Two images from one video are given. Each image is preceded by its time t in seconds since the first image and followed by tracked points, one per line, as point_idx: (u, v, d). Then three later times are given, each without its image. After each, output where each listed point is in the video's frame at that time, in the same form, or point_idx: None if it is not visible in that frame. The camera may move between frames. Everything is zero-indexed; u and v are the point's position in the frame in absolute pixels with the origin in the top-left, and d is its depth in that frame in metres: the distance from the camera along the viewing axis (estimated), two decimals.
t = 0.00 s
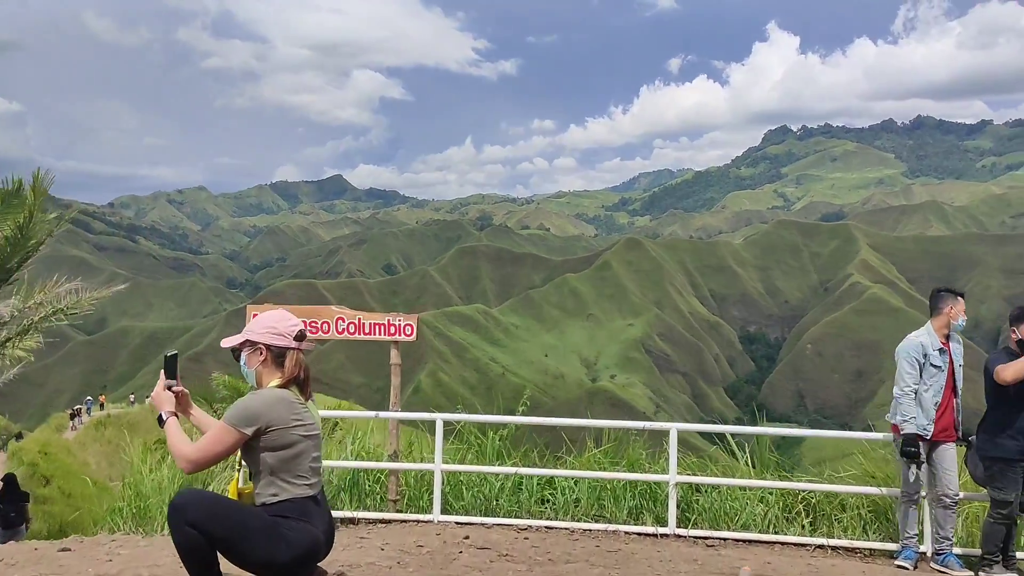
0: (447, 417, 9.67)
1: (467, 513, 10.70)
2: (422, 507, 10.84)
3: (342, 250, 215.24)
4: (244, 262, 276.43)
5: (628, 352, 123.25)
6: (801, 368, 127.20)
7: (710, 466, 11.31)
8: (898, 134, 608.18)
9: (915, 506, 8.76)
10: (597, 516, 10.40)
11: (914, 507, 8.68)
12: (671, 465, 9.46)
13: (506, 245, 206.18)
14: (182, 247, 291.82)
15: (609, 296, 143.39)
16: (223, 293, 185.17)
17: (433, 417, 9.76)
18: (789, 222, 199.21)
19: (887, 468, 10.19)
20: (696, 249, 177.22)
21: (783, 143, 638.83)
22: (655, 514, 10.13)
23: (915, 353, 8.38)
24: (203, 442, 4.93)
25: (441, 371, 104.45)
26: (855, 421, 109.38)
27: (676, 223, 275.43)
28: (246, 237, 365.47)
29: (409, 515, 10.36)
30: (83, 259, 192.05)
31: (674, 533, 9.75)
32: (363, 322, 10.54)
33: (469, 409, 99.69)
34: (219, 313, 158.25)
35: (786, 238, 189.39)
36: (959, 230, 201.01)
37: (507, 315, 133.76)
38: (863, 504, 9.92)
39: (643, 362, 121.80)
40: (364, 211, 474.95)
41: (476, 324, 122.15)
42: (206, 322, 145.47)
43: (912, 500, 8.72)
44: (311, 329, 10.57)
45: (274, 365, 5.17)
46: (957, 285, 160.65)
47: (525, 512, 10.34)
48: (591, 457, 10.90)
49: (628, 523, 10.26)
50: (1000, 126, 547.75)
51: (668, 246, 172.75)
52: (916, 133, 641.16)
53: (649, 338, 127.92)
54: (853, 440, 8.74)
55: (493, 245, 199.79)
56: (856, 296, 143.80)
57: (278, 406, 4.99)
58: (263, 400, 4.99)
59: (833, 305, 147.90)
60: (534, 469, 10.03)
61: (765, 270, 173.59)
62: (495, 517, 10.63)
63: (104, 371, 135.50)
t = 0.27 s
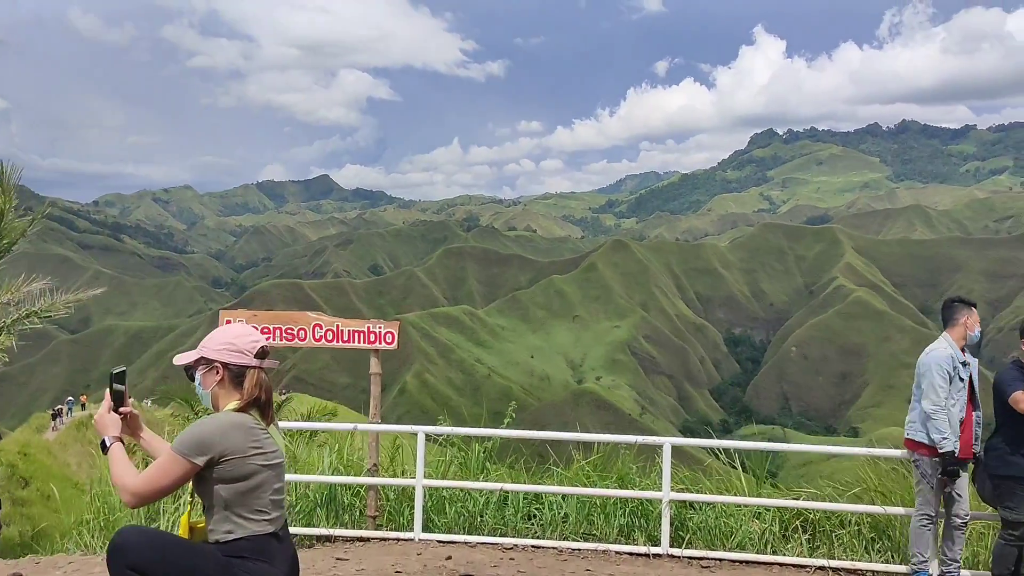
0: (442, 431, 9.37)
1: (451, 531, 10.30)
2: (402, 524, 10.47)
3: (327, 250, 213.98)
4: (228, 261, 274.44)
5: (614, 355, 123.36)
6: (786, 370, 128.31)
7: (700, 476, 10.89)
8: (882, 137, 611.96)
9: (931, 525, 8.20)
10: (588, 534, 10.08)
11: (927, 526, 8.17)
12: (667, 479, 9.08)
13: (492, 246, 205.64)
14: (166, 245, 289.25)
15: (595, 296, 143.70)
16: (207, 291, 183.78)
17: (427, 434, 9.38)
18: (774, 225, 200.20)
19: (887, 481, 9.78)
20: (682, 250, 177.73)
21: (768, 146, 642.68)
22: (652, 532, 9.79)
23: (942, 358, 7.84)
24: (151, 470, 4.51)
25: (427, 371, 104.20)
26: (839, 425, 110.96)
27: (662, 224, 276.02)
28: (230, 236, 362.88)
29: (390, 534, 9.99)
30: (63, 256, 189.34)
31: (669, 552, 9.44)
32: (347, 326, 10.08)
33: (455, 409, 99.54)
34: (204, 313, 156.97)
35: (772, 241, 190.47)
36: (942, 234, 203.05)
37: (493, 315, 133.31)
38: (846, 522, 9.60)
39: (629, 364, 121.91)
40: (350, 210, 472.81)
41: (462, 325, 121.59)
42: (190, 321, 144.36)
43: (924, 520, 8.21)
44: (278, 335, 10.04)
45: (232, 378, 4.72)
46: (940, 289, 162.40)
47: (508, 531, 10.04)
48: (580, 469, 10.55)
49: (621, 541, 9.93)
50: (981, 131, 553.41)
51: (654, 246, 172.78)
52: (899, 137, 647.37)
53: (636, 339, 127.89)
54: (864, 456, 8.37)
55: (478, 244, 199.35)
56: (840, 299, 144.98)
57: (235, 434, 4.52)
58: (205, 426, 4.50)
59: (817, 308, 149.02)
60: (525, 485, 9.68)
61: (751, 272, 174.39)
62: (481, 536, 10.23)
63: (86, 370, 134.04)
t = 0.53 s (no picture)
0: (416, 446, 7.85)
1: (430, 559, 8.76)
2: (380, 548, 8.91)
3: (311, 252, 212.55)
4: (212, 263, 272.43)
5: (599, 357, 123.00)
6: (771, 373, 129.11)
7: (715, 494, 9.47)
8: (866, 140, 617.07)
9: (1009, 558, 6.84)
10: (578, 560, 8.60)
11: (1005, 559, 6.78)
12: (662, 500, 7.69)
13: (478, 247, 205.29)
14: (149, 247, 286.88)
15: (581, 298, 143.57)
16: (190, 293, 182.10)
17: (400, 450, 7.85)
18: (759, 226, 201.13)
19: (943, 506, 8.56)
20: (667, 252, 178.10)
21: (753, 149, 647.57)
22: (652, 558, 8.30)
23: (980, 380, 6.56)
24: (72, 533, 3.57)
25: (411, 374, 103.65)
26: (822, 426, 111.82)
27: (648, 226, 276.96)
28: (214, 237, 360.28)
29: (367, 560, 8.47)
30: (42, 258, 186.86)
31: None
32: (326, 338, 8.86)
33: (441, 412, 99.16)
34: (186, 315, 155.48)
35: (757, 243, 191.30)
36: (925, 236, 204.80)
37: (478, 317, 132.66)
38: (865, 543, 8.19)
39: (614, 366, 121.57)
40: (335, 211, 470.97)
41: (448, 327, 120.81)
42: (173, 323, 142.95)
43: (954, 562, 6.73)
44: (249, 347, 8.91)
45: (168, 418, 3.89)
46: (922, 291, 163.76)
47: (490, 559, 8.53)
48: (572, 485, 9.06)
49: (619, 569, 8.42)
50: (963, 134, 560.23)
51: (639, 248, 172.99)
52: (882, 140, 654.86)
53: (621, 341, 127.81)
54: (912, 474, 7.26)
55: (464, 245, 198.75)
56: (824, 300, 145.70)
57: (171, 473, 3.73)
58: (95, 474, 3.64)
59: (802, 310, 149.64)
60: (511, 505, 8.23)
61: (735, 274, 175.17)
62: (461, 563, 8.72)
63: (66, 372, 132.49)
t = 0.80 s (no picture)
0: (394, 460, 6.74)
1: None
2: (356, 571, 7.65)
3: (299, 251, 211.49)
4: (199, 262, 270.94)
5: (588, 355, 122.82)
6: (759, 371, 129.87)
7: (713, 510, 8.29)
8: (853, 140, 621.30)
9: None
10: None
11: None
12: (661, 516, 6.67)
13: (466, 247, 205.16)
14: (134, 246, 285.01)
15: (569, 296, 143.39)
16: (176, 292, 180.89)
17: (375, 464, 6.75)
18: (747, 225, 201.71)
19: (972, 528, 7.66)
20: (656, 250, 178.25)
21: (740, 147, 651.58)
22: None
23: (1011, 391, 6.08)
24: None
25: (400, 373, 103.38)
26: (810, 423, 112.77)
27: (636, 226, 277.98)
28: (201, 236, 358.49)
29: None
30: (26, 257, 184.75)
31: None
32: (301, 345, 7.63)
33: (430, 412, 99.05)
34: (173, 315, 154.31)
35: (744, 241, 192.17)
36: (910, 234, 206.65)
37: (466, 316, 132.31)
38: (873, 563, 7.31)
39: (602, 365, 121.26)
40: (323, 210, 469.71)
41: (436, 327, 120.40)
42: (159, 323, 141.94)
43: (1006, 572, 6.02)
44: (220, 356, 7.79)
45: (84, 465, 3.57)
46: (908, 289, 165.20)
47: None
48: (558, 500, 7.92)
49: None
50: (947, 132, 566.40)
51: (628, 247, 173.05)
52: (868, 139, 660.64)
53: (610, 340, 127.90)
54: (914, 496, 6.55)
55: (452, 245, 198.46)
56: (811, 298, 146.60)
57: (91, 528, 3.37)
58: (22, 539, 3.29)
59: (789, 307, 150.44)
60: (493, 527, 6.97)
61: (725, 272, 175.66)
62: None
63: (51, 373, 131.34)
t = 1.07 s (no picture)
0: (380, 475, 6.33)
1: None
2: None
3: (294, 249, 210.67)
4: (194, 260, 270.07)
5: (584, 354, 122.68)
6: (754, 369, 129.92)
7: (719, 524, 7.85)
8: (849, 139, 621.82)
9: None
10: None
11: None
12: (666, 534, 6.20)
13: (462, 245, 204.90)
14: (129, 243, 284.06)
15: (565, 295, 143.17)
16: (171, 290, 180.19)
17: (360, 479, 6.35)
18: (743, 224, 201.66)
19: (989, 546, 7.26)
20: (652, 249, 178.10)
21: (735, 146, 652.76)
22: None
23: None
24: None
25: (395, 371, 103.19)
26: (805, 422, 113.20)
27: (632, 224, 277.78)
28: (196, 234, 357.68)
29: None
30: (19, 255, 183.53)
31: None
32: (278, 350, 7.31)
33: (425, 410, 98.94)
34: (167, 313, 153.65)
35: (740, 239, 192.31)
36: (905, 233, 207.11)
37: (462, 313, 132.01)
38: None
39: (597, 363, 121.12)
40: (319, 208, 468.36)
41: (432, 325, 120.05)
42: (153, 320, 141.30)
43: None
44: (194, 362, 7.44)
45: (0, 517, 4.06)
46: (903, 288, 165.64)
47: None
48: (554, 516, 7.49)
49: None
50: (942, 131, 568.45)
51: (624, 245, 172.89)
52: (863, 139, 662.91)
53: (605, 338, 127.82)
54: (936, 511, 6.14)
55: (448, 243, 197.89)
56: (807, 297, 146.69)
57: None
58: None
59: (785, 306, 150.55)
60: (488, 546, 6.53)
61: (721, 270, 175.70)
62: None
63: (45, 372, 130.73)
